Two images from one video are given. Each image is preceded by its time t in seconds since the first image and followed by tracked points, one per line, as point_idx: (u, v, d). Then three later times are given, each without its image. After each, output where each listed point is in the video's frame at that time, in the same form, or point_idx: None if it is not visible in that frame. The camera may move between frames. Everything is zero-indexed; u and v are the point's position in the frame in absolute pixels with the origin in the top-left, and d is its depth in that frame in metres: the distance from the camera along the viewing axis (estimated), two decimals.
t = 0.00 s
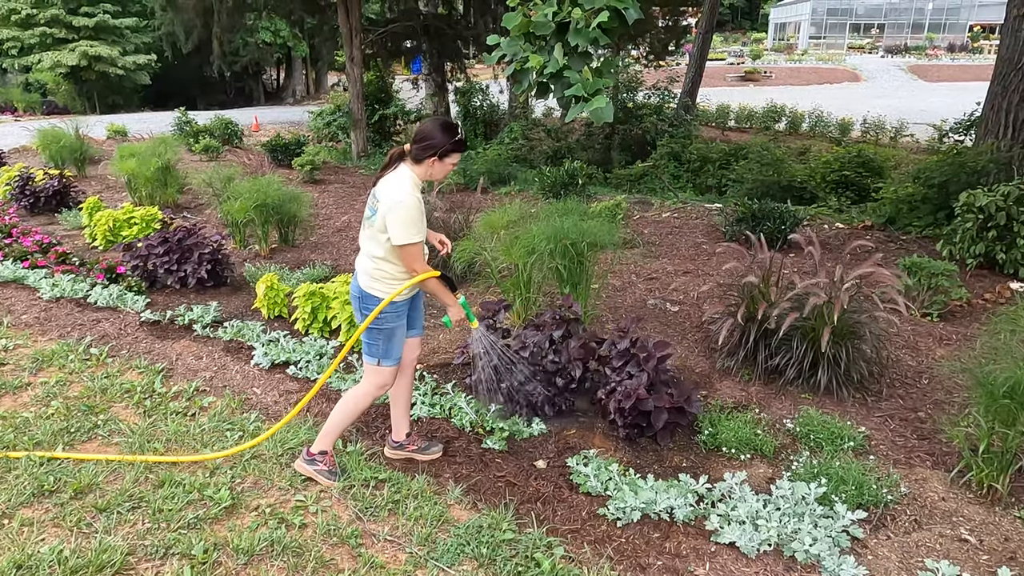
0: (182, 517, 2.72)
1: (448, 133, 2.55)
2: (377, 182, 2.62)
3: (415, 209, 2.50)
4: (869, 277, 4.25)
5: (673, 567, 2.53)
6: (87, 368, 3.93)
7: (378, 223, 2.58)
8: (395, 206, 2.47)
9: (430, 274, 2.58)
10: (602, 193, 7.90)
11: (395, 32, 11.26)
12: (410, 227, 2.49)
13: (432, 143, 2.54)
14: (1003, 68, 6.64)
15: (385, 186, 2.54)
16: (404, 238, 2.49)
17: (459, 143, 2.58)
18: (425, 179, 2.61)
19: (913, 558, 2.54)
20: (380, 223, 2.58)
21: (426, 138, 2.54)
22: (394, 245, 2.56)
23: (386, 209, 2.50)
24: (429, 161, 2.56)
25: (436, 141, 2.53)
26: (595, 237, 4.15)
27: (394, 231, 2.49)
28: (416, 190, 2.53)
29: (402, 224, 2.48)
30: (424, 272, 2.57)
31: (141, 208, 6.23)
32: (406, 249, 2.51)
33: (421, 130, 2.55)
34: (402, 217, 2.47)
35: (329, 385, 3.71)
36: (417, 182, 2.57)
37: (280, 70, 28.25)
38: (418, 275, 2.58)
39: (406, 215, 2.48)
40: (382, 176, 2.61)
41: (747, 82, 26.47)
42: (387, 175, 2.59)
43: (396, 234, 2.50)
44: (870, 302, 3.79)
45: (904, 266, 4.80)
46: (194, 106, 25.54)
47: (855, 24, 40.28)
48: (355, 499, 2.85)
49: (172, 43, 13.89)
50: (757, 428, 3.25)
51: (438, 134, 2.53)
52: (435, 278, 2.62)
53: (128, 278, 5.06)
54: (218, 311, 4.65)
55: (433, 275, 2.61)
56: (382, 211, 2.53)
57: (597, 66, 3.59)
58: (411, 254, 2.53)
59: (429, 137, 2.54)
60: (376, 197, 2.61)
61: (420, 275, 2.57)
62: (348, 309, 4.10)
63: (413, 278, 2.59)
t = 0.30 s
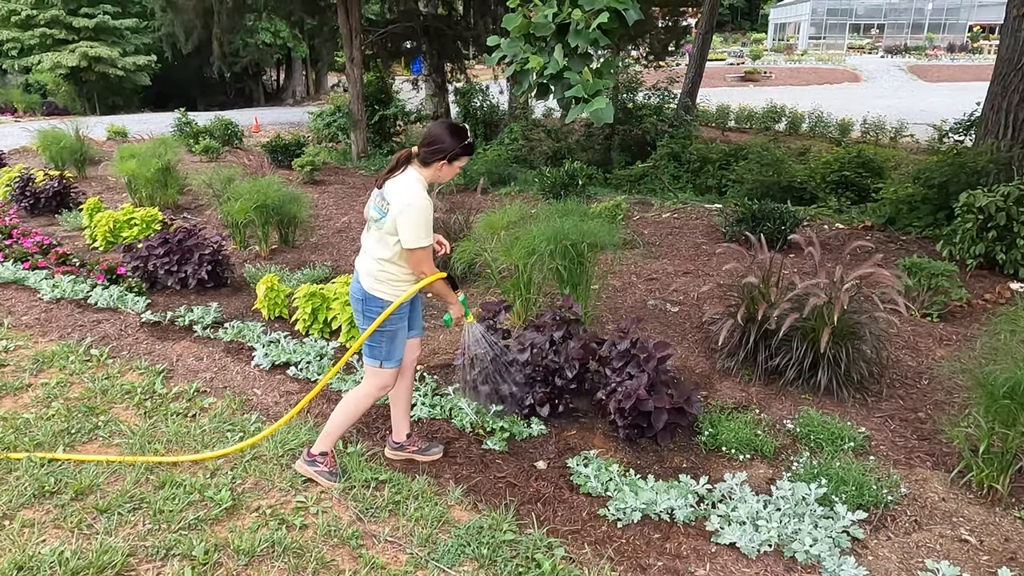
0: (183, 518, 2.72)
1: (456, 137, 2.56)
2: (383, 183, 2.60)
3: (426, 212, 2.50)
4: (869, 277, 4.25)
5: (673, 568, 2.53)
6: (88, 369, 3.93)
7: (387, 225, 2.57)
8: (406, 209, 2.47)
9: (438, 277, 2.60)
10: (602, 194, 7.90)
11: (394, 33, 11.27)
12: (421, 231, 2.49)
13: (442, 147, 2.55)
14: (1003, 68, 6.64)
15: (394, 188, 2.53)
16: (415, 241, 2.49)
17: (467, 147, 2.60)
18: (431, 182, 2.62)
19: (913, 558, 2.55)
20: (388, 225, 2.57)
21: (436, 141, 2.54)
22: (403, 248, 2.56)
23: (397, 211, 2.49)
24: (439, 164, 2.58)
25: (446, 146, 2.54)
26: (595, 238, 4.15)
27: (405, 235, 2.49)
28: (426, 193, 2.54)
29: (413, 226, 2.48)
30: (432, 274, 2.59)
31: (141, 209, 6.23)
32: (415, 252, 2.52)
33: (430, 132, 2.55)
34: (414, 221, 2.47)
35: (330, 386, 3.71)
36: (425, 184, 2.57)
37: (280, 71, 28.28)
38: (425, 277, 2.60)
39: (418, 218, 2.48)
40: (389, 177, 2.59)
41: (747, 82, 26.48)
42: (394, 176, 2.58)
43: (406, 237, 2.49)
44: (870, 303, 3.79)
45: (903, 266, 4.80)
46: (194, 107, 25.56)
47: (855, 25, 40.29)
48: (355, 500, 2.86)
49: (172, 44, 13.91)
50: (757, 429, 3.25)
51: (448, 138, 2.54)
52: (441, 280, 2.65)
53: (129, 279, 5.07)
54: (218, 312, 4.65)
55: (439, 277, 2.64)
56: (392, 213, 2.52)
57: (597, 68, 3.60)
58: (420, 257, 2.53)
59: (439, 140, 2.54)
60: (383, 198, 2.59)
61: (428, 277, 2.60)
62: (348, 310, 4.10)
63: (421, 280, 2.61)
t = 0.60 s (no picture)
0: (183, 518, 2.72)
1: (460, 133, 2.55)
2: (389, 180, 2.60)
3: (430, 209, 2.50)
4: (869, 277, 4.25)
5: (673, 568, 2.53)
6: (87, 369, 3.93)
7: (392, 222, 2.57)
8: (411, 205, 2.47)
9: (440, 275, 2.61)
10: (602, 194, 7.90)
11: (394, 33, 11.28)
12: (425, 227, 2.49)
13: (447, 144, 2.54)
14: (1002, 68, 6.65)
15: (399, 184, 2.53)
16: (418, 237, 2.49)
17: (472, 145, 2.59)
18: (436, 178, 2.61)
19: (914, 558, 2.55)
20: (393, 221, 2.57)
21: (441, 137, 2.54)
22: (406, 244, 2.56)
23: (401, 208, 2.49)
24: (441, 160, 2.56)
25: (450, 142, 2.53)
26: (595, 238, 4.15)
27: (409, 231, 2.49)
28: (430, 189, 2.53)
29: (417, 223, 2.47)
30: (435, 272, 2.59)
31: (141, 209, 6.22)
32: (418, 249, 2.52)
33: (435, 129, 2.55)
34: (417, 217, 2.47)
35: (330, 387, 3.71)
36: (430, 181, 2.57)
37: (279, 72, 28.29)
38: (428, 275, 2.60)
39: (421, 214, 2.47)
40: (395, 174, 2.60)
41: (746, 82, 26.50)
42: (400, 173, 2.58)
43: (409, 234, 2.49)
44: (870, 302, 3.79)
45: (903, 266, 4.81)
46: (193, 107, 25.56)
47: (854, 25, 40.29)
48: (355, 500, 2.86)
49: (172, 45, 13.92)
50: (757, 428, 3.26)
51: (452, 134, 2.54)
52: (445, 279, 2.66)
53: (129, 280, 5.07)
54: (218, 312, 4.65)
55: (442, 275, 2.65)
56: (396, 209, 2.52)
57: (597, 67, 3.60)
58: (423, 254, 2.53)
59: (443, 137, 2.54)
60: (389, 195, 2.60)
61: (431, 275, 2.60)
62: (348, 310, 4.10)
63: (424, 278, 2.61)
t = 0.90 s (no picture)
0: (183, 519, 2.72)
1: (455, 124, 2.52)
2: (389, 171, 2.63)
3: (420, 198, 2.49)
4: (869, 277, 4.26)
5: (674, 568, 2.53)
6: (87, 370, 3.92)
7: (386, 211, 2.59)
8: (401, 193, 2.47)
9: (434, 266, 2.55)
10: (601, 194, 7.90)
11: (393, 33, 11.28)
12: (412, 214, 2.47)
13: (440, 132, 2.52)
14: (1001, 68, 6.65)
15: (394, 174, 2.55)
16: (406, 224, 2.48)
17: (468, 135, 2.54)
18: (434, 170, 2.59)
19: (914, 558, 2.55)
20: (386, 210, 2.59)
21: (434, 126, 2.53)
22: (398, 232, 2.55)
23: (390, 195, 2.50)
24: (435, 151, 2.54)
25: (442, 131, 2.51)
26: (594, 237, 4.15)
27: (398, 219, 2.49)
28: (421, 178, 2.52)
29: (405, 210, 2.47)
30: (428, 263, 2.54)
31: (140, 210, 6.22)
32: (409, 237, 2.51)
33: (429, 119, 2.55)
34: (406, 205, 2.46)
35: (330, 387, 3.71)
36: (425, 171, 2.55)
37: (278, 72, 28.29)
38: (421, 266, 2.56)
39: (409, 202, 2.47)
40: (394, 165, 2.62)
41: (745, 82, 26.50)
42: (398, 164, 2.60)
43: (398, 221, 2.49)
44: (869, 302, 3.79)
45: (902, 265, 4.81)
46: (192, 107, 25.56)
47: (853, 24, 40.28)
48: (355, 500, 2.85)
49: (171, 45, 13.91)
50: (757, 428, 3.26)
51: (444, 123, 2.51)
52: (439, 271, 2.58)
53: (128, 280, 5.06)
54: (218, 312, 4.65)
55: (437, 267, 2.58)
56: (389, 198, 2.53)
57: (597, 67, 3.60)
58: (413, 241, 2.51)
59: (436, 126, 2.52)
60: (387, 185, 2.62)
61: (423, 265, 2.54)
62: (348, 310, 4.10)
63: (416, 268, 2.56)
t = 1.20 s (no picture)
0: (182, 520, 2.71)
1: (446, 117, 2.47)
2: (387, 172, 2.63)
3: (410, 196, 2.45)
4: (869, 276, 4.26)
5: (674, 568, 2.52)
6: (86, 371, 3.92)
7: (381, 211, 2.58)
8: (390, 191, 2.45)
9: (429, 265, 2.47)
10: (600, 194, 7.90)
11: (392, 33, 11.29)
12: (401, 213, 2.44)
13: (431, 128, 2.49)
14: (999, 67, 6.66)
15: (389, 173, 2.54)
16: (396, 224, 2.45)
17: (460, 129, 2.48)
18: (430, 168, 2.55)
19: (914, 557, 2.55)
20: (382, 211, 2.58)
21: (426, 121, 2.50)
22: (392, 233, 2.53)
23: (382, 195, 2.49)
24: (427, 146, 2.51)
25: (433, 126, 2.47)
26: (594, 237, 4.15)
27: (389, 218, 2.46)
28: (414, 176, 2.49)
29: (395, 208, 2.44)
30: (421, 261, 2.48)
31: (138, 210, 6.21)
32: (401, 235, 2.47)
33: (423, 115, 2.52)
34: (395, 203, 2.43)
35: (329, 387, 3.71)
36: (418, 168, 2.52)
37: (277, 72, 28.27)
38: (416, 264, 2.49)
39: (399, 201, 2.44)
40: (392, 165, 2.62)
41: (744, 81, 26.50)
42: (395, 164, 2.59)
43: (389, 220, 2.47)
44: (868, 301, 3.79)
45: (901, 265, 4.80)
46: (191, 108, 25.54)
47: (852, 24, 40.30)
48: (354, 501, 2.85)
49: (170, 45, 13.89)
50: (757, 428, 3.25)
51: (435, 118, 2.47)
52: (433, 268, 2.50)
53: (127, 280, 5.06)
54: (217, 313, 4.64)
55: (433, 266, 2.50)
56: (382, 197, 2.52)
57: (596, 67, 3.60)
58: (406, 240, 2.47)
59: (428, 121, 2.49)
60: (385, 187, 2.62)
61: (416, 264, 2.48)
62: (347, 310, 4.09)
63: (410, 267, 2.51)
